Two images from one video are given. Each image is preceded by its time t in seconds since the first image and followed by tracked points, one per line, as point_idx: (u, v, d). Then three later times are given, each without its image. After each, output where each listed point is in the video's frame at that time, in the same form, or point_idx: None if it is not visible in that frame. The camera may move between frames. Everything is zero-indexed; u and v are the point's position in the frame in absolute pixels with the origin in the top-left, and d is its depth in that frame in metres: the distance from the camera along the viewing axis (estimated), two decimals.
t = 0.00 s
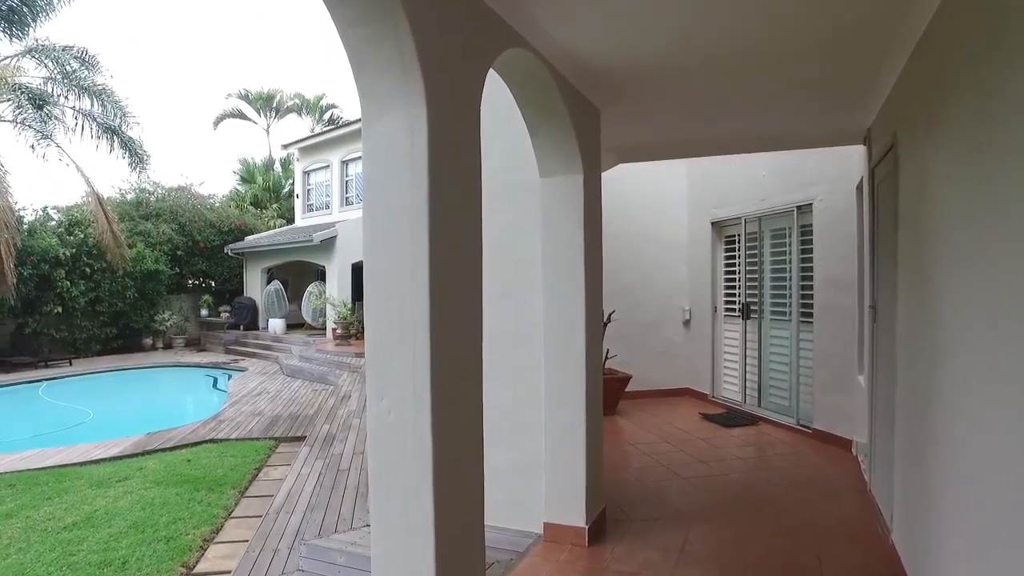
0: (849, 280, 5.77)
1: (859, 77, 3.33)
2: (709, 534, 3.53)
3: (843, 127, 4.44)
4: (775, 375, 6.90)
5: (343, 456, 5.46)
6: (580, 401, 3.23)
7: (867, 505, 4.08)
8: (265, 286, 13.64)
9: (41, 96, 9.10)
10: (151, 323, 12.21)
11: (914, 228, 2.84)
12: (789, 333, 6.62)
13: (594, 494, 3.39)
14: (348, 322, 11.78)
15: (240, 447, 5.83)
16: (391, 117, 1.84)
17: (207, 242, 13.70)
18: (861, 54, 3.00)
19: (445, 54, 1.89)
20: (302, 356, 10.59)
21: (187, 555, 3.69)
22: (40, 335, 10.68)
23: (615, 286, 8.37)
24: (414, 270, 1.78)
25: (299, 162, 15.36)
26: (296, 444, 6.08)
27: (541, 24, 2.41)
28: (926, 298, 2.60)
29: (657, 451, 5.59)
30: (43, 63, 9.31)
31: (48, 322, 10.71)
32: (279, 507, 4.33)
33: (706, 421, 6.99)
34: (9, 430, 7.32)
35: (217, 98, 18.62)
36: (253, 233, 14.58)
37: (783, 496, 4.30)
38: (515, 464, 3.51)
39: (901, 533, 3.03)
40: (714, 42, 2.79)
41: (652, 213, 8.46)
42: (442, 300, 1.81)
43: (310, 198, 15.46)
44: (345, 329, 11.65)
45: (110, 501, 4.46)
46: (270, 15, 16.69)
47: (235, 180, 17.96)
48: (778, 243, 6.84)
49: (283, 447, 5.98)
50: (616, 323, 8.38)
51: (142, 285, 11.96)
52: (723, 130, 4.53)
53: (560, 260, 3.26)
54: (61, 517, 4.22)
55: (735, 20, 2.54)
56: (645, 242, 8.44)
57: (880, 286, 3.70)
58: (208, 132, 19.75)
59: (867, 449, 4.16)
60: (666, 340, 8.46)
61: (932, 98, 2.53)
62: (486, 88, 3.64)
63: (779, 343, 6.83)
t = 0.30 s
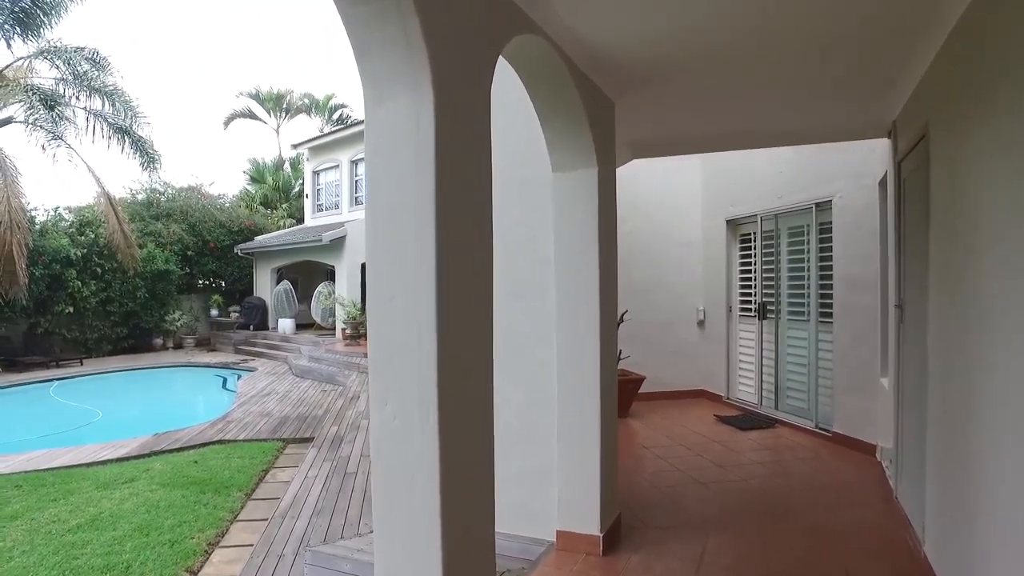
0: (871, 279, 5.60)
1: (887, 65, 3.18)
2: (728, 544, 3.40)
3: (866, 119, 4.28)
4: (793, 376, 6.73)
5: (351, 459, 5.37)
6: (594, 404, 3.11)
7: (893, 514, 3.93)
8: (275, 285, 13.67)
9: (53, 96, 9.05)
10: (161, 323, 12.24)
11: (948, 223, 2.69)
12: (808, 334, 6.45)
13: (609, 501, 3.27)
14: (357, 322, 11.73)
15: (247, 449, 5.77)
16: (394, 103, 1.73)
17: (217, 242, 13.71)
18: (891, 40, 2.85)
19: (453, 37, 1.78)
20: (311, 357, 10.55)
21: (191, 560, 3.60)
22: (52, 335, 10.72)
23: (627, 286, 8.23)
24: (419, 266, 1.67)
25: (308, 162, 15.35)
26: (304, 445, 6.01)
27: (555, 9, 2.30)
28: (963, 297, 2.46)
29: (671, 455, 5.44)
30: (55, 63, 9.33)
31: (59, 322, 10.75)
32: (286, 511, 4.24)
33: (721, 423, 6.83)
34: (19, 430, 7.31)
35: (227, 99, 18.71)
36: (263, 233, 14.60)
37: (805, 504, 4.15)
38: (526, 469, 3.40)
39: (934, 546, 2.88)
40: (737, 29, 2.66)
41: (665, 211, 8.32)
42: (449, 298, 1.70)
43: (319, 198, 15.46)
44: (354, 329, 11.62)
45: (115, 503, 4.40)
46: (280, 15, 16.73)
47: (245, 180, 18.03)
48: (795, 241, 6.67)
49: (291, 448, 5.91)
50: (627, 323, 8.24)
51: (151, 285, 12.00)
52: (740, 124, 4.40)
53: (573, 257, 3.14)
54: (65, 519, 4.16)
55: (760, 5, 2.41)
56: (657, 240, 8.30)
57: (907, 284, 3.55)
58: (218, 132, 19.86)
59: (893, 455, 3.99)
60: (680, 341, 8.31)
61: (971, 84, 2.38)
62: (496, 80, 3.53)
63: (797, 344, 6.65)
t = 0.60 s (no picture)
0: (906, 281, 5.36)
1: (934, 53, 2.98)
2: (758, 561, 3.23)
3: (904, 112, 4.07)
4: (821, 381, 6.49)
5: (366, 463, 5.28)
6: (618, 411, 2.96)
7: (933, 528, 3.72)
8: (292, 285, 13.72)
9: (72, 98, 9.19)
10: (180, 324, 12.32)
11: (1002, 220, 2.49)
12: (836, 337, 6.21)
13: (633, 514, 3.12)
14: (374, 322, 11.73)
15: (262, 451, 5.72)
16: (406, 89, 1.61)
17: (235, 243, 13.78)
18: (939, 25, 2.66)
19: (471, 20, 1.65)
20: (328, 358, 10.53)
21: (202, 567, 3.52)
22: (73, 335, 10.82)
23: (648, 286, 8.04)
24: (432, 267, 1.54)
25: (325, 162, 15.39)
26: (319, 448, 5.94)
27: None
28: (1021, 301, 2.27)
29: (695, 463, 5.26)
30: (76, 67, 9.47)
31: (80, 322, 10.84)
32: (299, 517, 4.16)
33: (745, 429, 6.62)
34: (38, 430, 7.34)
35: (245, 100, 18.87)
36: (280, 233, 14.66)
37: (838, 516, 3.95)
38: (545, 479, 3.25)
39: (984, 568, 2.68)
40: (775, 15, 2.49)
41: (687, 210, 8.12)
42: (465, 302, 1.56)
43: (336, 198, 15.49)
44: (370, 330, 11.59)
45: (128, 507, 4.34)
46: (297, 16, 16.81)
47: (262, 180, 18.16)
48: (823, 241, 6.43)
49: (306, 451, 5.85)
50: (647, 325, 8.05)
51: (170, 286, 12.08)
52: (768, 119, 4.22)
53: (595, 258, 2.99)
54: (78, 522, 4.10)
55: None
56: (678, 239, 8.10)
57: (951, 286, 3.34)
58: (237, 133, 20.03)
59: (934, 466, 3.78)
60: (702, 343, 8.10)
61: None
62: (516, 74, 3.39)
63: (825, 347, 6.42)
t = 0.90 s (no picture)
0: (949, 279, 5.10)
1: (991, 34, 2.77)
2: None
3: (951, 101, 3.84)
4: (854, 383, 6.25)
5: (387, 465, 5.21)
6: (649, 414, 2.82)
7: (984, 543, 3.50)
8: (314, 285, 13.79)
9: (101, 101, 9.28)
10: (204, 323, 12.47)
11: None
12: (872, 338, 5.97)
13: (664, 523, 2.97)
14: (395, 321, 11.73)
15: (283, 451, 5.70)
16: (424, 72, 1.49)
17: (258, 242, 13.90)
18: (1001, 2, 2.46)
19: None
20: (349, 357, 10.54)
21: (221, 569, 3.47)
22: (100, 334, 10.98)
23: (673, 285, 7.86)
24: (453, 265, 1.42)
25: (347, 162, 15.46)
26: (340, 449, 5.90)
27: None
28: None
29: (724, 469, 5.07)
30: (103, 70, 9.58)
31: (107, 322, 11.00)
32: (319, 520, 4.09)
33: (776, 433, 6.41)
34: (65, 429, 7.42)
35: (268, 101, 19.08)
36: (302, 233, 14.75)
37: (880, 527, 3.75)
38: (571, 486, 3.12)
39: None
40: None
41: (713, 207, 7.91)
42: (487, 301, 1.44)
43: (357, 198, 15.55)
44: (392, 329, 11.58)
45: (150, 506, 4.32)
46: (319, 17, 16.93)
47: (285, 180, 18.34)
48: (857, 238, 6.18)
49: (326, 451, 5.81)
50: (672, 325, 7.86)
51: (194, 285, 12.22)
52: (803, 109, 4.02)
53: (623, 254, 2.86)
54: (100, 521, 4.09)
55: None
56: (705, 237, 7.89)
57: (1007, 283, 3.13)
58: (260, 134, 20.26)
59: (987, 476, 3.55)
60: (729, 344, 7.88)
61: None
62: (539, 65, 3.28)
63: (859, 348, 6.17)
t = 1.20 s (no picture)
0: (995, 278, 4.85)
1: None
2: None
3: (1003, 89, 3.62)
4: (891, 386, 6.00)
5: (409, 467, 5.14)
6: (682, 419, 2.69)
7: None
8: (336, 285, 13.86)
9: (129, 104, 9.42)
10: (227, 323, 12.62)
11: None
12: (910, 341, 5.72)
13: (697, 533, 2.83)
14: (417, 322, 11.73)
15: (305, 452, 5.67)
16: (449, 51, 1.34)
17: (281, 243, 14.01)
18: None
19: None
20: (371, 357, 10.54)
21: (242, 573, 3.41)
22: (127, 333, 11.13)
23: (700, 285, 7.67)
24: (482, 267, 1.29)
25: (369, 163, 15.52)
26: (361, 450, 5.85)
27: None
28: None
29: (755, 475, 4.89)
30: (130, 73, 9.72)
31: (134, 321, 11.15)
32: (340, 523, 4.03)
33: (808, 437, 6.19)
34: (91, 428, 7.50)
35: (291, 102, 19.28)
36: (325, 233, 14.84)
37: (924, 538, 3.55)
38: (599, 492, 2.99)
39: None
40: None
41: (742, 204, 7.70)
42: (518, 300, 1.32)
43: (379, 198, 15.60)
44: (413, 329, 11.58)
45: (172, 507, 4.30)
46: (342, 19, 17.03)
47: (307, 181, 18.51)
48: (895, 236, 5.93)
49: (348, 452, 5.78)
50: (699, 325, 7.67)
51: (218, 285, 12.36)
52: (842, 100, 3.84)
53: (656, 253, 2.72)
54: (123, 522, 4.07)
55: None
56: (733, 236, 7.69)
57: None
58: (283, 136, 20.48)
59: None
60: (758, 345, 7.66)
61: None
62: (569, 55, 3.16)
63: (896, 350, 5.92)
